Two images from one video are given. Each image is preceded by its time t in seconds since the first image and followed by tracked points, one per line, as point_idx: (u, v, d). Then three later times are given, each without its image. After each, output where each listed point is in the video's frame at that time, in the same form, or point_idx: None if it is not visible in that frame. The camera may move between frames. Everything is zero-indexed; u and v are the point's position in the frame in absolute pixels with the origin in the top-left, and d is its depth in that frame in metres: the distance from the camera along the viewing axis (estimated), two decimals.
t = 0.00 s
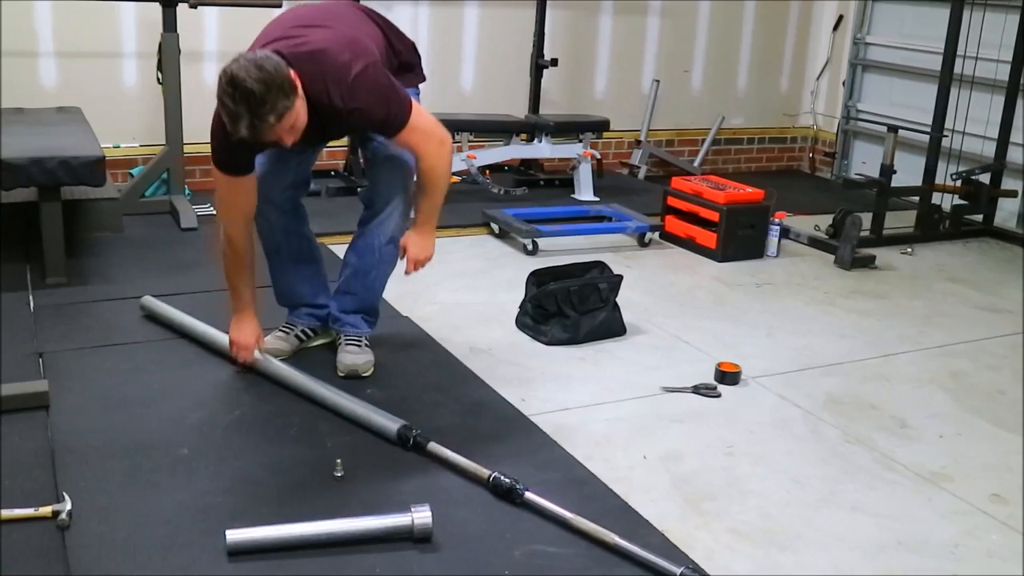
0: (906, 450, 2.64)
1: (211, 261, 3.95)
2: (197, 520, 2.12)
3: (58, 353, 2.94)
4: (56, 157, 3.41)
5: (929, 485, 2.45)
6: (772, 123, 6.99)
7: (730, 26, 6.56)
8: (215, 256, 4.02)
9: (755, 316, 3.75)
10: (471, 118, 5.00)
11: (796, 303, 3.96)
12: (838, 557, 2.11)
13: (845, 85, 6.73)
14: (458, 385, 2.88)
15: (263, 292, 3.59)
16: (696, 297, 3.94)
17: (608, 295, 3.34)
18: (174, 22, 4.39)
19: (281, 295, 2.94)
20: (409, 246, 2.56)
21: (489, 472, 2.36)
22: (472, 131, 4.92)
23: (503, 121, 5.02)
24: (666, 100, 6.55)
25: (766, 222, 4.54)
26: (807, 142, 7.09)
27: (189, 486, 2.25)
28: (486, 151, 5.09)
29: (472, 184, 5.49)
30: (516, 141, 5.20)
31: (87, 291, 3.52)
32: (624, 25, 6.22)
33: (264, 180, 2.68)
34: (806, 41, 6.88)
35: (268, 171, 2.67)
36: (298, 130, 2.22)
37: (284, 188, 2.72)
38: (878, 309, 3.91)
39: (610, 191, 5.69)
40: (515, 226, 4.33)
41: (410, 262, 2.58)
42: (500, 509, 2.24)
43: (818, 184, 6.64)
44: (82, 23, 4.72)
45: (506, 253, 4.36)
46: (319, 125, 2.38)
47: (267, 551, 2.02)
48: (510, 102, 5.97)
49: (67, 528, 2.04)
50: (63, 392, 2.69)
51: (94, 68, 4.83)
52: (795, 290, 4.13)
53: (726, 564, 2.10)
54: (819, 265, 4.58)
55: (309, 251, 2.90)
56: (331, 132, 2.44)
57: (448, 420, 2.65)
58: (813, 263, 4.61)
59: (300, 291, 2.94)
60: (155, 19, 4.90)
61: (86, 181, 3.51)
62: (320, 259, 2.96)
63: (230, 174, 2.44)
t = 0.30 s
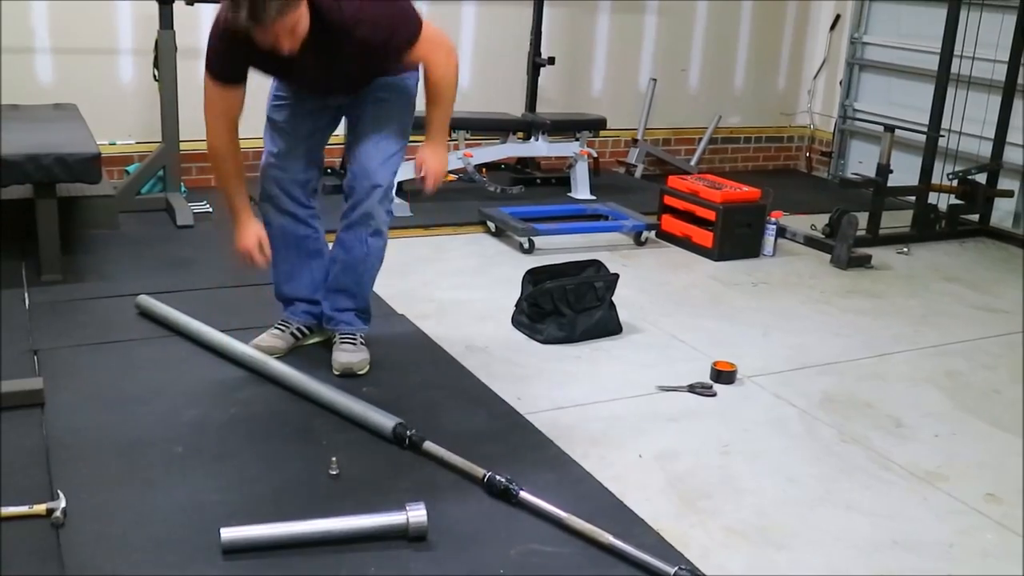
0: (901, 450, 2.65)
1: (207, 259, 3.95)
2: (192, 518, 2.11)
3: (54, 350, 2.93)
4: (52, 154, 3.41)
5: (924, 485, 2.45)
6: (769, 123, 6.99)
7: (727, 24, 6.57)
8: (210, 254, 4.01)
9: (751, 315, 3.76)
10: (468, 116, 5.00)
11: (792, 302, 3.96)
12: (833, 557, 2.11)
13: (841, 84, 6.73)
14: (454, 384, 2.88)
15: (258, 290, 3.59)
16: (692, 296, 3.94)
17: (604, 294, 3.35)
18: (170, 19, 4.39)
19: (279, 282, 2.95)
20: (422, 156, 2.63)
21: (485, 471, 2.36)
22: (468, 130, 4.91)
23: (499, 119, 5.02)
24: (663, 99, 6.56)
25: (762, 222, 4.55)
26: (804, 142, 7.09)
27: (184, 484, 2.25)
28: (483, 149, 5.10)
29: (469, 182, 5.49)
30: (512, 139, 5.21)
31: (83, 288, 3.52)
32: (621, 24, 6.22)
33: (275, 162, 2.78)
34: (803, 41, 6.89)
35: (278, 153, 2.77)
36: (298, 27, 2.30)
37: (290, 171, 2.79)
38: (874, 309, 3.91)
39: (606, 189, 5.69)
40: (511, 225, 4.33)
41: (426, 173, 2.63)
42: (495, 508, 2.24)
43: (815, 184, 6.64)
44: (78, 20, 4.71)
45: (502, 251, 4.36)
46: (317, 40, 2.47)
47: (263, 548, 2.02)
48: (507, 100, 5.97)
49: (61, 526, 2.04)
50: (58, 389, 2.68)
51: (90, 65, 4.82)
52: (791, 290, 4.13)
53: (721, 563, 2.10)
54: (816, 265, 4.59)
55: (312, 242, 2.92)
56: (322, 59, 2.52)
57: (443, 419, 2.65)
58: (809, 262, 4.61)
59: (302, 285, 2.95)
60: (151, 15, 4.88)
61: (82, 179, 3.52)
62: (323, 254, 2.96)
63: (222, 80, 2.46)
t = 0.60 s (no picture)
0: (904, 472, 2.64)
1: (210, 279, 3.95)
2: (194, 541, 2.10)
3: (56, 371, 2.93)
4: (56, 174, 3.42)
5: (926, 507, 2.44)
6: (771, 144, 7.01)
7: (729, 44, 6.60)
8: (214, 275, 4.02)
9: (753, 336, 3.75)
10: (470, 137, 5.01)
11: (794, 323, 3.96)
12: None
13: (844, 104, 6.77)
14: (455, 406, 2.87)
15: (261, 311, 3.59)
16: (694, 317, 3.94)
17: (607, 316, 3.35)
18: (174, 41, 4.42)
19: (289, 300, 2.97)
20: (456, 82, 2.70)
21: (487, 493, 2.35)
22: (470, 151, 4.93)
23: (502, 140, 5.03)
24: (665, 121, 6.58)
25: (765, 243, 4.55)
26: (806, 162, 7.10)
27: (186, 507, 2.24)
28: (485, 170, 5.11)
29: (471, 203, 5.51)
30: (515, 160, 5.23)
31: (86, 309, 3.52)
32: (623, 45, 6.25)
33: (296, 186, 2.80)
34: (806, 61, 6.91)
35: (300, 177, 2.79)
36: None
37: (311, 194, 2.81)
38: (877, 330, 3.91)
39: (608, 210, 5.70)
40: (513, 247, 4.34)
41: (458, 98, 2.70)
42: (497, 531, 2.23)
43: (818, 205, 6.65)
44: (83, 42, 4.74)
45: (504, 272, 4.36)
46: None
47: (266, 572, 2.01)
48: (509, 121, 6.00)
49: (62, 550, 2.03)
50: (60, 410, 2.68)
51: (94, 85, 4.85)
52: (793, 311, 4.13)
53: None
54: (818, 286, 4.58)
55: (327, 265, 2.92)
56: None
57: (446, 441, 2.64)
58: (812, 283, 4.61)
59: (316, 304, 2.96)
60: (155, 36, 4.92)
61: (84, 200, 3.53)
62: (338, 275, 2.97)
63: None
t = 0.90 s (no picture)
0: (908, 553, 2.60)
1: (209, 359, 3.95)
2: None
3: (53, 454, 2.91)
4: (58, 255, 3.45)
5: None
6: (768, 219, 7.08)
7: (725, 121, 6.72)
8: (213, 354, 4.01)
9: (753, 415, 3.73)
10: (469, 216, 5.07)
11: (794, 401, 3.94)
12: None
13: (840, 179, 6.93)
14: (455, 490, 2.84)
15: (259, 391, 3.58)
16: (694, 396, 3.93)
17: (606, 396, 3.35)
18: (178, 121, 4.50)
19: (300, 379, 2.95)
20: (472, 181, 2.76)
21: None
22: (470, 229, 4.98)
23: (501, 219, 5.09)
24: (663, 198, 6.66)
25: (764, 320, 4.56)
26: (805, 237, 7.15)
27: None
28: (484, 249, 5.15)
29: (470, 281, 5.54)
30: (514, 238, 5.28)
31: (84, 389, 3.50)
32: (620, 123, 6.36)
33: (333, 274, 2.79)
34: (802, 138, 7.03)
35: (339, 266, 2.78)
36: None
37: (351, 284, 2.81)
38: (878, 407, 3.89)
39: (606, 288, 5.73)
40: (512, 326, 4.40)
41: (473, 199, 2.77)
42: None
43: (816, 280, 6.69)
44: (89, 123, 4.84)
45: (503, 352, 4.36)
46: (405, 32, 2.60)
47: None
48: (508, 199, 6.06)
49: None
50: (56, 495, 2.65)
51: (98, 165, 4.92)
52: (793, 389, 4.12)
53: None
54: (818, 363, 4.58)
55: (347, 351, 2.92)
56: (404, 58, 2.62)
57: (445, 526, 2.61)
58: (812, 360, 4.60)
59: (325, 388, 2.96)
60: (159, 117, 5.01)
61: (85, 278, 3.55)
62: (351, 363, 2.97)
63: (318, 41, 2.73)
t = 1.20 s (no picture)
0: None
1: (163, 447, 3.88)
2: None
3: None
4: (10, 343, 3.40)
5: None
6: (725, 300, 7.19)
7: (681, 205, 6.87)
8: (168, 442, 3.95)
9: (713, 499, 3.74)
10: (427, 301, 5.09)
11: (752, 485, 3.95)
12: None
13: (794, 261, 7.05)
14: None
15: (214, 480, 3.52)
16: (653, 481, 3.92)
17: (564, 481, 3.34)
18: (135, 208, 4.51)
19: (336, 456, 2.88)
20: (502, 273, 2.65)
21: None
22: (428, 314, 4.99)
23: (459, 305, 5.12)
24: (621, 281, 6.75)
25: (721, 403, 4.61)
26: (761, 317, 7.26)
27: None
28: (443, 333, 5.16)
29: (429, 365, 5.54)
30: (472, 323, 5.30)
31: (33, 480, 3.42)
32: (578, 208, 6.47)
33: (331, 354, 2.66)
34: (757, 220, 7.20)
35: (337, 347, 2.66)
36: (429, 72, 2.46)
37: (345, 371, 2.69)
38: (836, 489, 3.91)
39: (565, 371, 5.75)
40: (470, 411, 4.38)
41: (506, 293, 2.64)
42: None
43: (772, 360, 6.78)
44: (47, 209, 4.83)
45: (462, 438, 4.34)
46: (420, 119, 2.55)
47: None
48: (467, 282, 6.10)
49: None
50: None
51: (54, 250, 4.89)
52: (751, 471, 4.14)
53: None
54: (777, 444, 4.61)
55: (366, 428, 2.83)
56: (417, 144, 2.56)
57: None
58: (770, 442, 4.64)
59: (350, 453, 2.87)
60: (117, 202, 5.01)
61: (38, 366, 3.46)
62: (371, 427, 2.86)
63: (333, 120, 2.63)
